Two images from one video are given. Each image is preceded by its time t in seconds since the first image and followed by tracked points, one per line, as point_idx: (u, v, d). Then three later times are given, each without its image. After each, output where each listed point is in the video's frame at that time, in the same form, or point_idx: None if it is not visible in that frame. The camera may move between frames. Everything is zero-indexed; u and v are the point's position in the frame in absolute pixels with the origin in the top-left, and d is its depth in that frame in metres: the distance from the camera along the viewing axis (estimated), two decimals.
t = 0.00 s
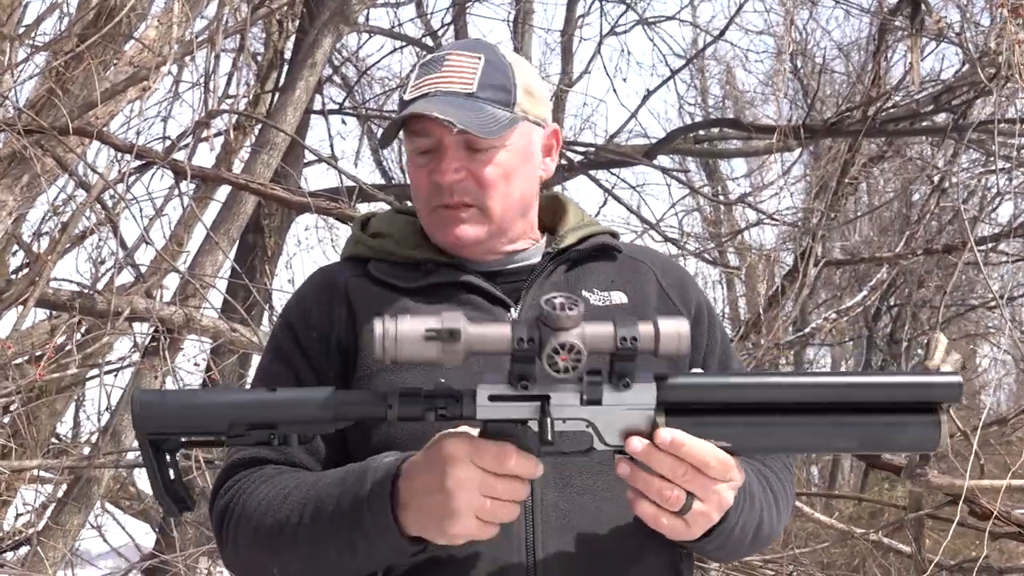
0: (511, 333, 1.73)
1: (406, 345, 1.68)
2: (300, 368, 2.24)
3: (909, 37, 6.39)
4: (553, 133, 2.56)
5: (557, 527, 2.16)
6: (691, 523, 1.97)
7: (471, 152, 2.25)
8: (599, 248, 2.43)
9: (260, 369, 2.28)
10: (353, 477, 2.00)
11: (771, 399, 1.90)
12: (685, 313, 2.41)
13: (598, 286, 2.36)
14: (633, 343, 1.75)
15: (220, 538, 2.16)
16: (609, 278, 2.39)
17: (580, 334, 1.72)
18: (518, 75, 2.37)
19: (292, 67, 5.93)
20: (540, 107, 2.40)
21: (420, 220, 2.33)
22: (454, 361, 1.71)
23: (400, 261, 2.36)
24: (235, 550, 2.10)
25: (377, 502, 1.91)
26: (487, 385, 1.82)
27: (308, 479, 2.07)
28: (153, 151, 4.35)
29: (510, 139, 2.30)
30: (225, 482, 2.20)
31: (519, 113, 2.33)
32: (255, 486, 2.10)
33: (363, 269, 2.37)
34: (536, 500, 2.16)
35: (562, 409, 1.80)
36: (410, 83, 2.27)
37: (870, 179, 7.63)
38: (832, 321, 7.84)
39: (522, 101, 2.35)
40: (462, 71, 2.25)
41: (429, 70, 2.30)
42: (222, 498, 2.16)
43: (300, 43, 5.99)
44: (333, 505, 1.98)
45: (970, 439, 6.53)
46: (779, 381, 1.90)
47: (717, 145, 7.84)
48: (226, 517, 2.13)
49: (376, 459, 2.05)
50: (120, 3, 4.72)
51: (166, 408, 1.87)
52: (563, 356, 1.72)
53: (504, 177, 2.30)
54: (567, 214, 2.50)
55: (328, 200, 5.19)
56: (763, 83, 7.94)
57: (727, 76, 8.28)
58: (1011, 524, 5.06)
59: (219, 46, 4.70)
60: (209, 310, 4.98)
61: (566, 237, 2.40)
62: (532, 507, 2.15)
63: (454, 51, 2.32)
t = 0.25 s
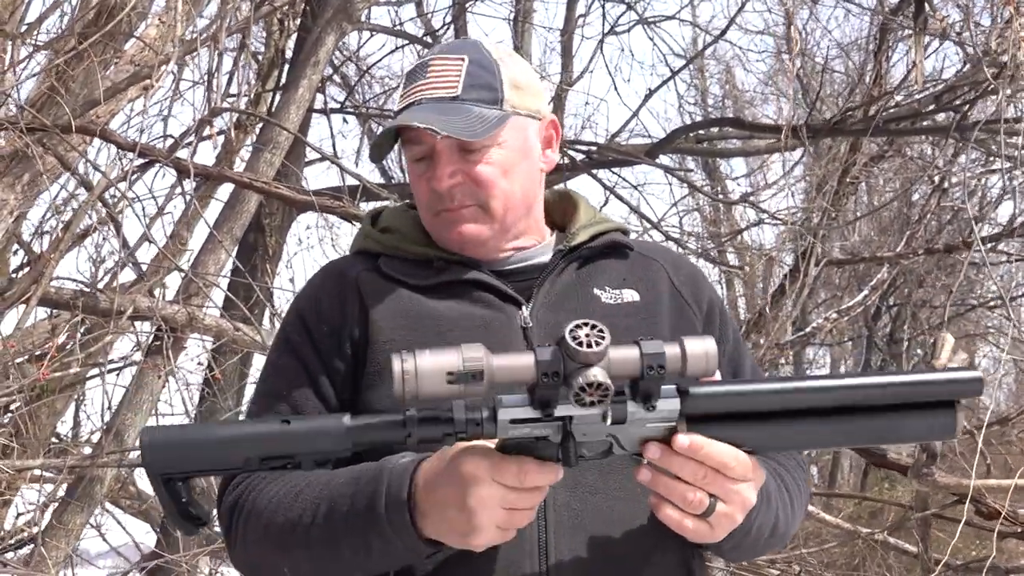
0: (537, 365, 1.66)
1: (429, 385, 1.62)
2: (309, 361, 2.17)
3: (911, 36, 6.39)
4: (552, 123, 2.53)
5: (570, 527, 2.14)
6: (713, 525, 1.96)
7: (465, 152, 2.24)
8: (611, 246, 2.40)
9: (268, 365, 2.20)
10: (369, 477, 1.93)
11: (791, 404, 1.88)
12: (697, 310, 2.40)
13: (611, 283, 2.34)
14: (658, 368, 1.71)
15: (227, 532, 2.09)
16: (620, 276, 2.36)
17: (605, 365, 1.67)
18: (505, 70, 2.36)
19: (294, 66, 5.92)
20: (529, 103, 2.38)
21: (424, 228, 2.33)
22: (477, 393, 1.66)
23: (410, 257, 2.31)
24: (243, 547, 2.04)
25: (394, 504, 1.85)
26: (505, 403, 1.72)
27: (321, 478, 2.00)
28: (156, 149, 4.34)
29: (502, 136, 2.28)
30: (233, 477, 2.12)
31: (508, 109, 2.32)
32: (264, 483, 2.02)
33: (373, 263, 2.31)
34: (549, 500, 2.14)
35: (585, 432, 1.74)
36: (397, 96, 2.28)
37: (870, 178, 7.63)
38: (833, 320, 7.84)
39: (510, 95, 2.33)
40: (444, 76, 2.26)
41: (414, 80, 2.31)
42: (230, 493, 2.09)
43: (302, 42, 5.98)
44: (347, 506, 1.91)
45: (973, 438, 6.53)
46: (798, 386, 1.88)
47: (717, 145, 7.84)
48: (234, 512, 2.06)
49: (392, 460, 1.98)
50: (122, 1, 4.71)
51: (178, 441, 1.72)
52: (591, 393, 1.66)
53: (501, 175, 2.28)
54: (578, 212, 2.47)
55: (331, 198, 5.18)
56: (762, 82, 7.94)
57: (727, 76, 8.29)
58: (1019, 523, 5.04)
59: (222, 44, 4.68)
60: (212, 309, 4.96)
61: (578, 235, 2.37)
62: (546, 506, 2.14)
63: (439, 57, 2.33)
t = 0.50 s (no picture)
0: (561, 357, 1.66)
1: (451, 372, 1.63)
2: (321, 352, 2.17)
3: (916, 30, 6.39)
4: (561, 114, 2.53)
5: (586, 518, 2.14)
6: (730, 524, 1.97)
7: (469, 145, 2.24)
8: (625, 236, 2.39)
9: (281, 358, 2.20)
10: (382, 466, 1.92)
11: (813, 406, 1.86)
12: (713, 301, 2.38)
13: (625, 274, 2.32)
14: (683, 366, 1.71)
15: (242, 524, 2.09)
16: (635, 266, 2.35)
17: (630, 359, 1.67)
18: (511, 59, 2.36)
19: (297, 62, 5.91)
20: (533, 93, 2.39)
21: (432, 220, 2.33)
22: (500, 382, 1.68)
23: (421, 250, 2.30)
24: (258, 539, 2.03)
25: (408, 491, 1.84)
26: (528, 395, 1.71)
27: (334, 468, 1.99)
28: (162, 144, 4.33)
29: (506, 127, 2.28)
30: (247, 468, 2.11)
31: (513, 99, 2.32)
32: (277, 474, 2.01)
33: (386, 255, 2.31)
34: (565, 490, 2.13)
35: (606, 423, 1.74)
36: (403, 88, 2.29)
37: (873, 174, 7.62)
38: (836, 316, 7.83)
39: (515, 85, 2.34)
40: (449, 66, 2.28)
41: (420, 72, 2.33)
42: (244, 485, 2.09)
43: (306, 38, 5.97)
44: (362, 495, 1.90)
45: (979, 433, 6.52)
46: (822, 388, 1.86)
47: (719, 141, 7.83)
48: (248, 504, 2.06)
49: (405, 448, 1.97)
50: None
51: (192, 418, 1.75)
52: (613, 388, 1.65)
53: (507, 167, 2.28)
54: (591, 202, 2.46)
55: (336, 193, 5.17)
56: (764, 79, 7.94)
57: (728, 72, 8.29)
58: None
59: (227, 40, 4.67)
60: (218, 305, 4.95)
61: (592, 225, 2.36)
62: (561, 497, 2.13)
63: (445, 48, 2.35)
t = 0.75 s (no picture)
0: (586, 354, 1.67)
1: (475, 368, 1.65)
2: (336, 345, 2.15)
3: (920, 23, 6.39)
4: (575, 106, 2.55)
5: (607, 510, 2.12)
6: (745, 519, 1.96)
7: (483, 136, 2.27)
8: (638, 226, 2.39)
9: (295, 351, 2.19)
10: (401, 460, 1.91)
11: (841, 407, 1.84)
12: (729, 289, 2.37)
13: (639, 263, 2.32)
14: (709, 366, 1.73)
15: (261, 522, 2.08)
16: (649, 255, 2.34)
17: (655, 359, 1.68)
18: (526, 51, 2.38)
19: (300, 60, 5.91)
20: (549, 84, 2.41)
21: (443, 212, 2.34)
22: (523, 379, 1.69)
23: (437, 243, 2.30)
24: (278, 536, 2.02)
25: (427, 483, 1.83)
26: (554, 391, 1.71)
27: (353, 464, 1.98)
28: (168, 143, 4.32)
29: (520, 121, 2.30)
30: (264, 467, 2.11)
31: (529, 90, 2.33)
32: (295, 472, 2.01)
33: (400, 250, 2.30)
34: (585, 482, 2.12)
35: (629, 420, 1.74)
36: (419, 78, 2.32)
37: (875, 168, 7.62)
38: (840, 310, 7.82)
39: (531, 76, 2.35)
40: (462, 57, 2.30)
41: (434, 62, 2.35)
42: (262, 482, 2.08)
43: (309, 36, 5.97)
44: (380, 490, 1.89)
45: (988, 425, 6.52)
46: (851, 389, 1.84)
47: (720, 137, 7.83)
48: (267, 502, 2.05)
49: (423, 441, 1.96)
50: None
51: (212, 406, 1.70)
52: (637, 386, 1.67)
53: (519, 160, 2.29)
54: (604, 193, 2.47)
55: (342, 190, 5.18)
56: (764, 75, 7.94)
57: (728, 68, 8.29)
58: None
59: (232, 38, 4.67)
60: (225, 304, 4.94)
61: (605, 215, 2.36)
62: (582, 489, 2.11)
63: (457, 37, 2.36)
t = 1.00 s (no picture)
0: (611, 361, 1.66)
1: (498, 363, 1.66)
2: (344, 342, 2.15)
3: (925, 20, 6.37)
4: (583, 101, 2.55)
5: (617, 507, 2.11)
6: (748, 531, 1.97)
7: (492, 129, 2.26)
8: (646, 222, 2.38)
9: (305, 349, 2.19)
10: (414, 455, 1.90)
11: (870, 436, 1.84)
12: (737, 287, 2.36)
13: (647, 261, 2.31)
14: (733, 384, 1.71)
15: (271, 519, 2.08)
16: (657, 253, 2.33)
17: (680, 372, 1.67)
18: (534, 45, 2.39)
19: (305, 59, 5.91)
20: (557, 78, 2.41)
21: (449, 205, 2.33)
22: (545, 380, 1.70)
23: (444, 241, 2.30)
24: (288, 533, 2.02)
25: (441, 478, 1.83)
26: (572, 395, 1.69)
27: (364, 460, 1.98)
28: (173, 142, 4.32)
29: (527, 113, 2.29)
30: (274, 465, 2.11)
31: (537, 83, 2.34)
32: (306, 469, 2.01)
33: (408, 248, 2.30)
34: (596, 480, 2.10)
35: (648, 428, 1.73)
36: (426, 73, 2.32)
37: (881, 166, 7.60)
38: (846, 307, 7.80)
39: (540, 69, 2.36)
40: (472, 50, 2.31)
41: (443, 56, 2.36)
42: (273, 479, 2.08)
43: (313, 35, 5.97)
44: (393, 484, 1.89)
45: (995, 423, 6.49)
46: (882, 418, 1.83)
47: (724, 134, 7.82)
48: (278, 499, 2.05)
49: (436, 435, 1.95)
50: None
51: (232, 378, 1.70)
52: (659, 400, 1.65)
53: (527, 152, 2.29)
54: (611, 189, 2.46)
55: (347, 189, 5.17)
56: (768, 72, 7.93)
57: (731, 66, 8.27)
58: None
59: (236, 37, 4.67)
60: (230, 303, 4.93)
61: (614, 211, 2.36)
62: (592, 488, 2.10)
63: (466, 33, 2.38)
